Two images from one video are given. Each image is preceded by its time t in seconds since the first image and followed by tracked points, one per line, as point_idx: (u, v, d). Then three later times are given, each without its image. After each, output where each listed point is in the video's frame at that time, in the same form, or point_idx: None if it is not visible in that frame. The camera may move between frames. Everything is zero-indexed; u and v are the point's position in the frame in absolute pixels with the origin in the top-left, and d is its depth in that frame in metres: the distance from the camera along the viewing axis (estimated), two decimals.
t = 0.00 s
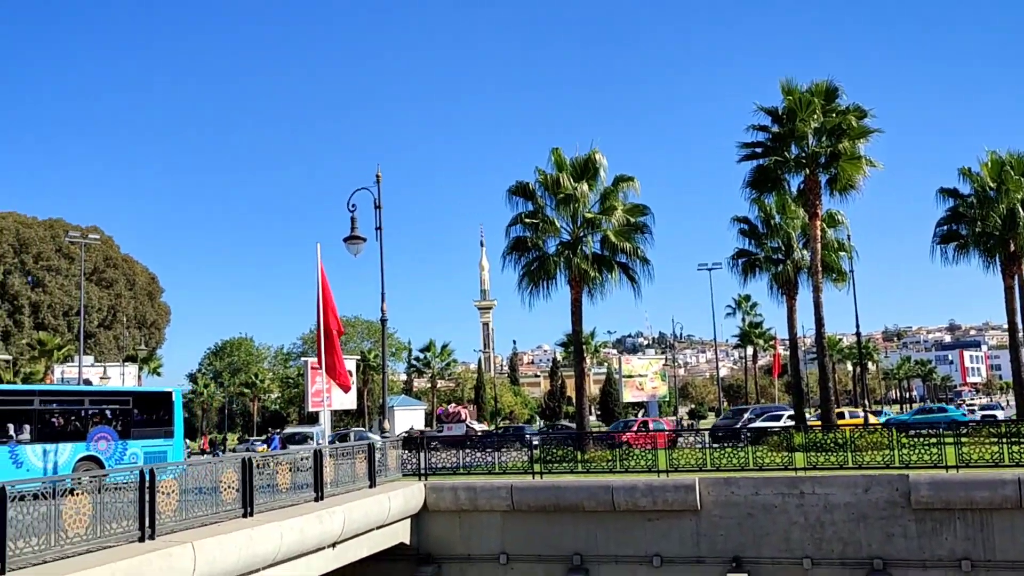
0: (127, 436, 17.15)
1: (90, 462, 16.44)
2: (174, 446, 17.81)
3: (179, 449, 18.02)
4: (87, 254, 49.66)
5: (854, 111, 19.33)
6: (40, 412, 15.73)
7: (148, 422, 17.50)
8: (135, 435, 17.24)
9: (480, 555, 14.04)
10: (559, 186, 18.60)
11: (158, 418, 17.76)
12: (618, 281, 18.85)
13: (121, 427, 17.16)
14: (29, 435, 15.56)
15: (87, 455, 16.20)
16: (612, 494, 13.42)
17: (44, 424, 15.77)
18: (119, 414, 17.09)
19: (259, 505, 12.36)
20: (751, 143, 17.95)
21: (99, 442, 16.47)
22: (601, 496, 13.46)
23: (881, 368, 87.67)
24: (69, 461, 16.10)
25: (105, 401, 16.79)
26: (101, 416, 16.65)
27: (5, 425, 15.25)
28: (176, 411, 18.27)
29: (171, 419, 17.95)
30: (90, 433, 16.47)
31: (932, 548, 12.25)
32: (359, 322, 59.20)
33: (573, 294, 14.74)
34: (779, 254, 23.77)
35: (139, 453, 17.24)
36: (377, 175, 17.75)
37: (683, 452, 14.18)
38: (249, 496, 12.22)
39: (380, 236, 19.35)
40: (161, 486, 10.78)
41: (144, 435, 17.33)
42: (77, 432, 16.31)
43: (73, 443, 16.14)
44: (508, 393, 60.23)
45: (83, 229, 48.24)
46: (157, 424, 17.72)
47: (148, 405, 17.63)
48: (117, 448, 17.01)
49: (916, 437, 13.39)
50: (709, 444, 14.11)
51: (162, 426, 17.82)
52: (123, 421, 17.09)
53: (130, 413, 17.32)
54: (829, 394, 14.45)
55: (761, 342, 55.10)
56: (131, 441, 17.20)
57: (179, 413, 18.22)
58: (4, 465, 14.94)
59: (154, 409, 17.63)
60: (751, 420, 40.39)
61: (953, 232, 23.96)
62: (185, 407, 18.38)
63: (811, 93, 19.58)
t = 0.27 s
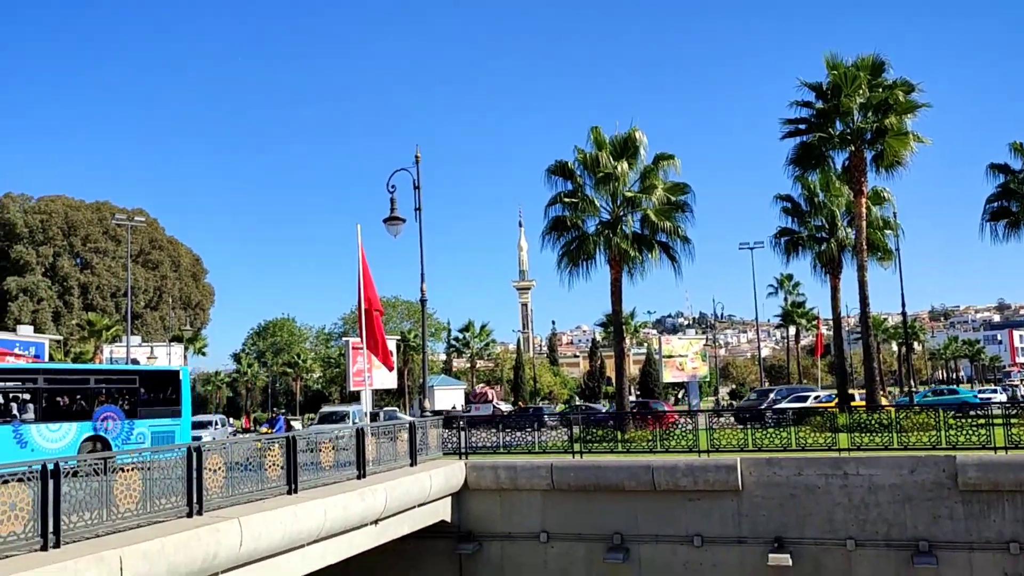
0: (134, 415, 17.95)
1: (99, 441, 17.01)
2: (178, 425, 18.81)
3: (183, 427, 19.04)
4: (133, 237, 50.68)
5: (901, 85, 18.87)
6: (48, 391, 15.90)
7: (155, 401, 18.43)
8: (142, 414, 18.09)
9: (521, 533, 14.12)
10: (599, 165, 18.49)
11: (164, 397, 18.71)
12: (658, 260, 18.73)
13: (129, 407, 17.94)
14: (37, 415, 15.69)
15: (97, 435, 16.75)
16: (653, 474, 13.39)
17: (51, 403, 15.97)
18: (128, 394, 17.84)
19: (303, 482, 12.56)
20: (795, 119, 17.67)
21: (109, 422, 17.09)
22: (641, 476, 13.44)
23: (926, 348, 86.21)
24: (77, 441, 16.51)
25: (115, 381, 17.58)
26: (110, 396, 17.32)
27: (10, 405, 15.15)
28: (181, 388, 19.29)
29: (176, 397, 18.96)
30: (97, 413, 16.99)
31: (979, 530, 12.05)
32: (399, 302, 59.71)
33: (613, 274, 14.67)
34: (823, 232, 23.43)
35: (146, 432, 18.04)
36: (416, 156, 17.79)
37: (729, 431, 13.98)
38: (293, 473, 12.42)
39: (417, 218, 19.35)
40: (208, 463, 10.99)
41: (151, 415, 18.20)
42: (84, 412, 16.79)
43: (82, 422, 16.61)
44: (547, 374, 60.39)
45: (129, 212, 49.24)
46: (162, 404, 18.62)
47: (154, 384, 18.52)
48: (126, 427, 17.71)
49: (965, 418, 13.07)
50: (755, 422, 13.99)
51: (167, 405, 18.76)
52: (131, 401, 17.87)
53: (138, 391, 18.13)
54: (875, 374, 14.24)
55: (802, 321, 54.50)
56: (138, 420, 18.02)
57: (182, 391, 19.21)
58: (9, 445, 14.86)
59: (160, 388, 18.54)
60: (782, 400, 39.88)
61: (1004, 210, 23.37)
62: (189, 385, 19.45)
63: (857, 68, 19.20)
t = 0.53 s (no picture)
0: (136, 382, 17.95)
1: (99, 408, 17.04)
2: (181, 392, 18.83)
3: (186, 394, 19.05)
4: (172, 206, 51.44)
5: (947, 48, 18.35)
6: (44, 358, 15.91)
7: (157, 367, 18.42)
8: (143, 382, 18.06)
9: (556, 500, 14.23)
10: (635, 132, 18.31)
11: (166, 363, 18.68)
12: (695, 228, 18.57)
13: (131, 373, 17.95)
14: (33, 383, 15.72)
15: (96, 402, 16.74)
16: (688, 443, 13.38)
17: (48, 370, 16.00)
18: (129, 361, 17.84)
19: (341, 448, 12.74)
20: (836, 84, 17.33)
21: (108, 389, 17.10)
22: (676, 445, 13.44)
23: (969, 318, 84.74)
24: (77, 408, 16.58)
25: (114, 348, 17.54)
26: (110, 363, 17.30)
27: (8, 372, 15.32)
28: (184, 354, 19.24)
29: (178, 364, 18.92)
30: (97, 380, 17.00)
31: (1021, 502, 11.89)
32: (434, 272, 60.10)
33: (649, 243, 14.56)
34: (864, 200, 23.05)
35: (148, 399, 18.08)
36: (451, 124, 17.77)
37: (767, 401, 13.86)
38: (332, 439, 12.59)
39: (453, 189, 19.37)
40: (248, 428, 11.18)
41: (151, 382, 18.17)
42: (84, 379, 16.81)
43: (81, 390, 16.62)
44: (581, 344, 60.43)
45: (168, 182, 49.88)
46: (164, 370, 18.61)
47: (156, 350, 18.51)
48: (127, 394, 17.76)
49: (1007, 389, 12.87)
50: (793, 392, 13.81)
51: (170, 372, 18.77)
52: (132, 368, 17.87)
53: (138, 358, 18.11)
54: (915, 344, 14.04)
55: (841, 291, 53.83)
56: (140, 388, 18.03)
57: (185, 357, 19.15)
58: (7, 412, 15.05)
59: (160, 354, 18.49)
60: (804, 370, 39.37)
61: None
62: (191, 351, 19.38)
63: (901, 30, 18.73)
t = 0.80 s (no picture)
0: (127, 340, 18.16)
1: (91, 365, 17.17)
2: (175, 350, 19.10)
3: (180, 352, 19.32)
4: (202, 165, 51.87)
5: (990, 3, 17.77)
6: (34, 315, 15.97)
7: (149, 325, 18.63)
8: (135, 339, 18.27)
9: (583, 459, 14.34)
10: (666, 90, 18.10)
11: (159, 320, 18.85)
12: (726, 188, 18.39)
13: (122, 331, 18.13)
14: (24, 340, 15.79)
15: (87, 359, 16.85)
16: (715, 404, 13.38)
17: (38, 326, 16.09)
18: (121, 318, 18.01)
19: (370, 405, 12.89)
20: (873, 41, 16.94)
21: (99, 347, 17.23)
22: (704, 406, 13.45)
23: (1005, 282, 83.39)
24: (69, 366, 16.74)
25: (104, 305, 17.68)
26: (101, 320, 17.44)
27: None
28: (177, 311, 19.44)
29: (172, 322, 19.15)
30: (88, 337, 17.13)
31: None
32: (461, 232, 60.33)
33: (679, 203, 14.41)
34: (898, 160, 22.67)
35: (141, 357, 18.29)
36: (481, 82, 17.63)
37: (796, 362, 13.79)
38: (360, 396, 12.71)
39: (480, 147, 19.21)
40: (279, 385, 11.34)
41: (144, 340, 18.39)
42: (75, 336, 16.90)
43: (71, 347, 16.70)
44: (609, 305, 60.44)
45: (199, 141, 50.21)
46: (155, 328, 18.81)
47: (149, 308, 18.67)
48: (120, 351, 17.95)
49: None
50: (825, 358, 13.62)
51: (163, 330, 18.97)
52: (124, 325, 18.05)
53: (131, 315, 18.29)
54: (948, 306, 13.86)
55: (874, 253, 53.15)
56: (132, 345, 18.23)
57: (178, 315, 19.35)
58: None
59: (154, 311, 18.70)
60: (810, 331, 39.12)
61: None
62: (185, 308, 19.56)
63: None
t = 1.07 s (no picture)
0: (108, 296, 18.72)
1: (70, 319, 17.66)
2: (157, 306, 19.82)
3: (161, 307, 20.05)
4: (222, 120, 51.91)
5: None
6: (13, 268, 16.23)
7: (129, 280, 19.27)
8: (115, 295, 18.86)
9: (601, 416, 14.41)
10: (690, 46, 17.83)
11: (138, 276, 19.47)
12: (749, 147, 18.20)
13: (102, 286, 18.69)
14: (1, 294, 16.08)
15: (66, 314, 17.33)
16: (734, 363, 13.37)
17: (15, 280, 16.31)
18: (101, 273, 18.56)
19: (389, 360, 12.98)
20: None
21: (79, 301, 17.78)
22: (723, 365, 13.44)
23: None
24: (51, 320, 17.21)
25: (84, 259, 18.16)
26: (80, 274, 17.95)
27: None
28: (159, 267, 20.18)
29: (152, 277, 19.86)
30: (68, 292, 17.56)
31: None
32: (482, 190, 60.38)
33: (701, 160, 14.27)
34: (927, 119, 22.38)
35: (122, 312, 18.95)
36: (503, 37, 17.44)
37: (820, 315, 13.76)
38: (381, 351, 12.80)
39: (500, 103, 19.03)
40: (300, 340, 11.42)
41: (125, 296, 19.02)
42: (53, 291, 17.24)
43: (50, 302, 17.01)
44: (629, 263, 60.44)
45: (219, 97, 50.21)
46: (135, 283, 19.43)
47: (128, 264, 19.28)
48: (101, 306, 18.52)
49: None
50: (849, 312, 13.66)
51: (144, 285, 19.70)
52: (104, 281, 18.62)
53: (111, 269, 18.89)
54: (972, 267, 13.75)
55: (898, 214, 52.58)
56: (112, 300, 18.84)
57: (159, 270, 20.13)
58: None
59: (134, 266, 19.38)
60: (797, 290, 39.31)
61: None
62: (168, 264, 20.36)
63: None
